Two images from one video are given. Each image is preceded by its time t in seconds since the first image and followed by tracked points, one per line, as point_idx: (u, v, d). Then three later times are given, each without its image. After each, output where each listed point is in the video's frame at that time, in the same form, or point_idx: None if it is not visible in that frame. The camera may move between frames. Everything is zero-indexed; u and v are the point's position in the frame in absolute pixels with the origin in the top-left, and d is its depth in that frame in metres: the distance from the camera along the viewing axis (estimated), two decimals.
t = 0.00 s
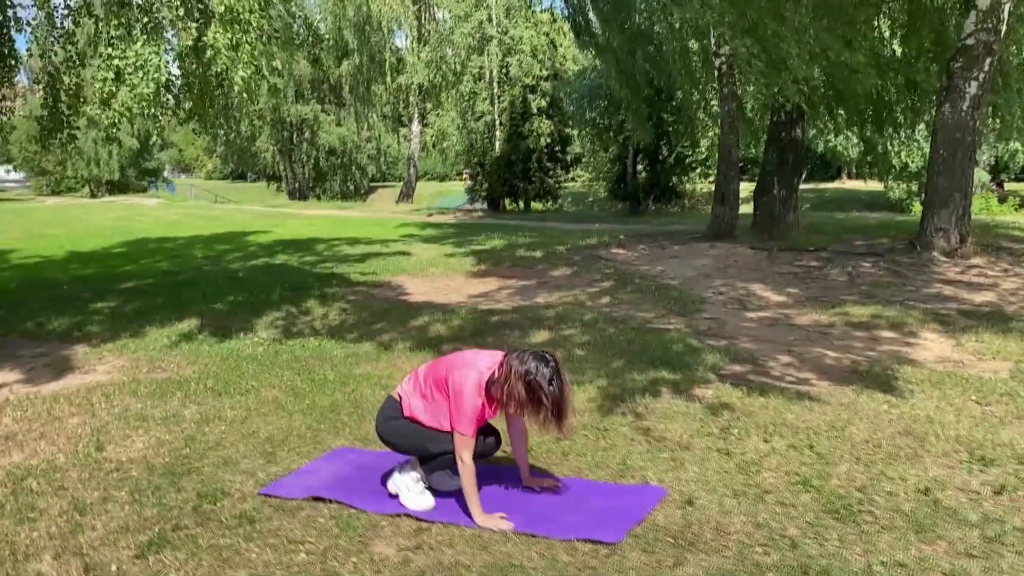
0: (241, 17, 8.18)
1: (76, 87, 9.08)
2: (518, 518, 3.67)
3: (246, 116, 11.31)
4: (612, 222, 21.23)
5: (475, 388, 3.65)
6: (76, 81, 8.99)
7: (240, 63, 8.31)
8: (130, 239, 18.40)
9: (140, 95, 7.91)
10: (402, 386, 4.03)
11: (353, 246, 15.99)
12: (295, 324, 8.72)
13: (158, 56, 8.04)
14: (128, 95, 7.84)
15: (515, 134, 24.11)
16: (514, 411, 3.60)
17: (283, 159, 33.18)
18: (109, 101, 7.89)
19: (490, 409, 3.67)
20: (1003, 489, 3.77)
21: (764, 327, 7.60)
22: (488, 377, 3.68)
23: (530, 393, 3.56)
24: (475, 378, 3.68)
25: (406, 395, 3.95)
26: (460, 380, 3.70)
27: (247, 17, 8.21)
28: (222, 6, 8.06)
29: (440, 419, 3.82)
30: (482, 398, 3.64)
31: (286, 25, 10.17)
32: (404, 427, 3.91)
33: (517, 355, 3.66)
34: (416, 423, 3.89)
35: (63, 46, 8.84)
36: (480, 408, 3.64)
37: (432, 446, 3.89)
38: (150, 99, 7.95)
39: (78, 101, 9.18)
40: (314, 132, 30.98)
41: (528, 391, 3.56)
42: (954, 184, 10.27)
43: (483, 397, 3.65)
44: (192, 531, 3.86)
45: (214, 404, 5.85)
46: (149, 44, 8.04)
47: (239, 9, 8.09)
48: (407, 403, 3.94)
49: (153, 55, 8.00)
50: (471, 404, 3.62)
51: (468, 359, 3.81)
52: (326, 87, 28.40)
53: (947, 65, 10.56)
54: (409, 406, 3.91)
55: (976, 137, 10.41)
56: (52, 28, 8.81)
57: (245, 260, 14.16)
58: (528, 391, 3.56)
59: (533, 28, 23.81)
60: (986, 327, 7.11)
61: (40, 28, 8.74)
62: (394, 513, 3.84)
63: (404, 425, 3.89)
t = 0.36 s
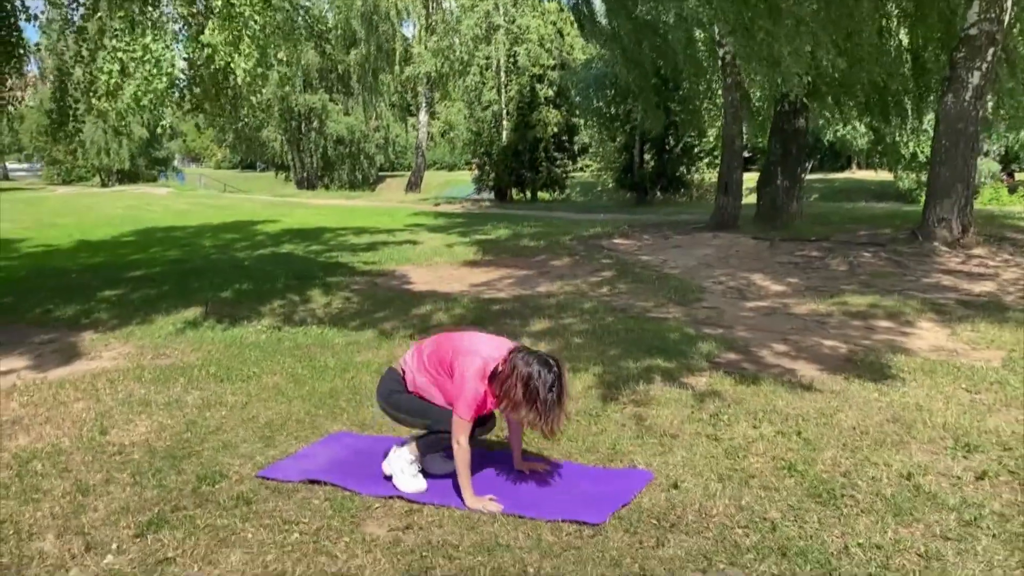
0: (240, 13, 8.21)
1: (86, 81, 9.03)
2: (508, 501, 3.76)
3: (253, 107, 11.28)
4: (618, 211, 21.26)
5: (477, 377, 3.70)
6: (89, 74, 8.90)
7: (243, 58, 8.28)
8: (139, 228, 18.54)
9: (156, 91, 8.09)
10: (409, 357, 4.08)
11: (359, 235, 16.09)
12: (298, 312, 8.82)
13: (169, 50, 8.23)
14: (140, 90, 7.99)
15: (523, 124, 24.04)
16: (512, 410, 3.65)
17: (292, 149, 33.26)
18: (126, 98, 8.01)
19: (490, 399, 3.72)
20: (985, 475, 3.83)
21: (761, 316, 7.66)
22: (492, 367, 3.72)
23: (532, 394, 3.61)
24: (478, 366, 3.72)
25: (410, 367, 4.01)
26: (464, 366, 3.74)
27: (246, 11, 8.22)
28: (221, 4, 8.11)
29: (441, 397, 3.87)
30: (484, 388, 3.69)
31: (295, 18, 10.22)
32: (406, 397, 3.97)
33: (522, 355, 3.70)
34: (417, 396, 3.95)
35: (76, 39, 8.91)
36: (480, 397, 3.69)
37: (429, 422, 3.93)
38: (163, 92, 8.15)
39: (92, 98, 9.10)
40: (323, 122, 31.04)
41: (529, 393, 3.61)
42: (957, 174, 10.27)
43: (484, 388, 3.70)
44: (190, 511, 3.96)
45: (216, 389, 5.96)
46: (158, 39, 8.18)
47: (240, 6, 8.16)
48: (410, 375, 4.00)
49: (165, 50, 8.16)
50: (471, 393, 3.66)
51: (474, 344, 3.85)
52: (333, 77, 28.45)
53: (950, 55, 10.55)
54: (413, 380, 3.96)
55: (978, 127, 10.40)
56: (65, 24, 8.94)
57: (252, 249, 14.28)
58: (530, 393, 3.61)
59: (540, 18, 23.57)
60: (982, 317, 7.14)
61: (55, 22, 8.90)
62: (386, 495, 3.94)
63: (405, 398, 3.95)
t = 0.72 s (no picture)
0: (249, 18, 8.24)
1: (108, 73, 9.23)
2: (516, 484, 3.89)
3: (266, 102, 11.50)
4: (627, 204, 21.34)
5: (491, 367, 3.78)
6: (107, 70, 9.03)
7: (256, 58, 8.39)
8: (151, 221, 18.72)
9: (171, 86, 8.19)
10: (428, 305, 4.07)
11: (369, 228, 16.23)
12: (311, 303, 8.97)
13: (180, 46, 8.33)
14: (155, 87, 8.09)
15: (532, 118, 24.34)
16: (519, 407, 3.80)
17: (302, 143, 33.40)
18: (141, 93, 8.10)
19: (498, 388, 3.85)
20: (979, 460, 3.94)
21: (766, 308, 7.77)
22: (506, 363, 3.80)
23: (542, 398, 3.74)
24: (492, 358, 3.78)
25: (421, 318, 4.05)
26: (479, 354, 3.80)
27: (256, 16, 8.25)
28: (230, 8, 8.13)
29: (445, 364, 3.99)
30: (495, 380, 3.80)
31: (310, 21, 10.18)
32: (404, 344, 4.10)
33: (537, 357, 3.77)
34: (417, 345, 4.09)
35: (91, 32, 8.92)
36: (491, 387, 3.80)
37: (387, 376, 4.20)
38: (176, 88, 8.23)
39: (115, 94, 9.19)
40: (332, 115, 31.12)
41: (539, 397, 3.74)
42: (963, 167, 10.33)
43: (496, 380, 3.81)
44: (210, 494, 4.11)
45: (232, 378, 6.12)
46: (168, 35, 8.27)
47: (248, 10, 8.18)
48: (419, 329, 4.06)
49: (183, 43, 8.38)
50: (483, 384, 3.76)
51: (491, 329, 3.88)
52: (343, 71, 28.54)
53: (957, 48, 10.60)
54: (424, 325, 4.05)
55: (985, 120, 10.45)
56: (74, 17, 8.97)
57: (265, 241, 14.43)
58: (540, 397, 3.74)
59: (550, 11, 23.60)
60: (985, 308, 7.23)
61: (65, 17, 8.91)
62: (399, 478, 4.08)
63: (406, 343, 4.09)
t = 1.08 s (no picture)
0: (259, 24, 8.21)
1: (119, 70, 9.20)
2: (519, 469, 4.03)
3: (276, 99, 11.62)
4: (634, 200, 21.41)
5: (472, 351, 3.98)
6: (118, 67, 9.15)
7: (266, 62, 8.37)
8: (162, 217, 18.88)
9: (183, 84, 8.35)
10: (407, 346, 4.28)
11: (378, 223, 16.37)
12: (320, 297, 9.11)
13: (190, 43, 8.45)
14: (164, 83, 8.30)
15: (539, 113, 24.32)
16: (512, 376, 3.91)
17: (311, 138, 33.52)
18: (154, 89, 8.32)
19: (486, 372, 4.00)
20: (972, 448, 4.05)
21: (769, 302, 7.87)
22: (486, 345, 4.01)
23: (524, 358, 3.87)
24: (471, 342, 4.01)
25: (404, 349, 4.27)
26: (458, 344, 4.02)
27: (265, 21, 8.23)
28: (239, 13, 8.07)
29: (432, 378, 4.12)
30: (479, 361, 3.97)
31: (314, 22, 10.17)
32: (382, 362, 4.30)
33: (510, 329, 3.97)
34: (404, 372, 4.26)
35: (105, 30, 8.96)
36: (479, 371, 3.98)
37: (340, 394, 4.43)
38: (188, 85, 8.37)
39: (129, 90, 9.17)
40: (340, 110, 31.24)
41: (521, 356, 3.86)
42: (967, 162, 10.39)
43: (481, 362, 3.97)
44: (225, 480, 4.25)
45: (244, 369, 6.26)
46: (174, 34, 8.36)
47: (257, 17, 8.14)
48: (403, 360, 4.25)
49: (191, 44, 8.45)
50: (468, 366, 3.95)
51: (468, 324, 4.13)
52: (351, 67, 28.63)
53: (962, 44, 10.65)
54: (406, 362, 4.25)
55: (989, 116, 10.52)
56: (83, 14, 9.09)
57: (275, 237, 14.58)
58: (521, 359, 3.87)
59: (556, 7, 23.69)
60: (986, 302, 7.32)
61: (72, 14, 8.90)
62: (406, 464, 4.21)
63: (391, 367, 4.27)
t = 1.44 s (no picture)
0: (266, 27, 8.27)
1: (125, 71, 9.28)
2: (518, 462, 4.10)
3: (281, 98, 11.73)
4: (638, 198, 21.44)
5: (472, 348, 4.05)
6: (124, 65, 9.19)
7: (271, 64, 8.39)
8: (168, 215, 18.99)
9: (185, 78, 8.23)
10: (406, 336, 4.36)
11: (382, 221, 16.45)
12: (324, 294, 9.19)
13: (192, 41, 8.32)
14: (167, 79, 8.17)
15: (543, 112, 24.38)
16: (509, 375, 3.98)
17: (316, 137, 33.60)
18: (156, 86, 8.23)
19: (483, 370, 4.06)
20: (966, 442, 4.12)
21: (770, 299, 7.93)
22: (485, 342, 4.07)
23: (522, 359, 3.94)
24: (471, 339, 4.07)
25: (403, 339, 4.35)
26: (458, 339, 4.08)
27: (272, 25, 8.27)
28: (248, 17, 8.14)
29: (429, 371, 4.20)
30: (478, 357, 4.04)
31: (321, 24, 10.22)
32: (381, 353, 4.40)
33: (510, 328, 4.04)
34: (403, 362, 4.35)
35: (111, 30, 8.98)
36: (478, 367, 4.05)
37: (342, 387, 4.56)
38: (192, 81, 8.29)
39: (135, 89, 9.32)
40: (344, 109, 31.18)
41: (519, 357, 3.93)
42: (968, 161, 10.43)
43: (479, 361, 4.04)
44: (231, 471, 4.33)
45: (250, 365, 6.36)
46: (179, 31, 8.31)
47: (265, 20, 8.21)
48: (402, 350, 4.34)
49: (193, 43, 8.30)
50: (467, 362, 4.01)
51: (469, 320, 4.19)
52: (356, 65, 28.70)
53: (963, 43, 10.70)
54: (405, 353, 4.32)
55: (990, 115, 10.56)
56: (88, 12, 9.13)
57: (280, 234, 14.68)
58: (519, 359, 3.94)
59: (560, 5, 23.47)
60: (984, 300, 7.38)
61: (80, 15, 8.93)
62: (410, 457, 4.29)
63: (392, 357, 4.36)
